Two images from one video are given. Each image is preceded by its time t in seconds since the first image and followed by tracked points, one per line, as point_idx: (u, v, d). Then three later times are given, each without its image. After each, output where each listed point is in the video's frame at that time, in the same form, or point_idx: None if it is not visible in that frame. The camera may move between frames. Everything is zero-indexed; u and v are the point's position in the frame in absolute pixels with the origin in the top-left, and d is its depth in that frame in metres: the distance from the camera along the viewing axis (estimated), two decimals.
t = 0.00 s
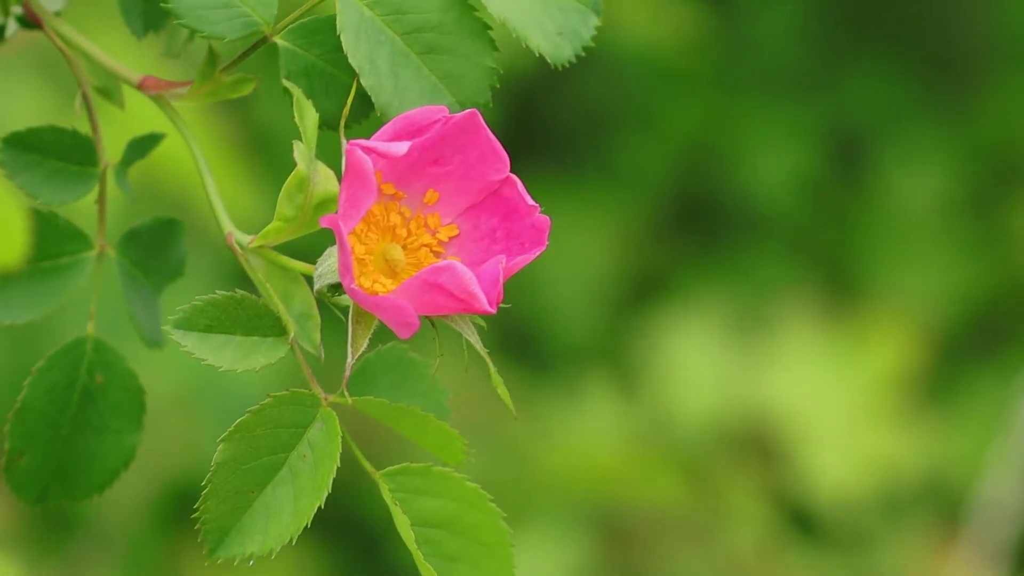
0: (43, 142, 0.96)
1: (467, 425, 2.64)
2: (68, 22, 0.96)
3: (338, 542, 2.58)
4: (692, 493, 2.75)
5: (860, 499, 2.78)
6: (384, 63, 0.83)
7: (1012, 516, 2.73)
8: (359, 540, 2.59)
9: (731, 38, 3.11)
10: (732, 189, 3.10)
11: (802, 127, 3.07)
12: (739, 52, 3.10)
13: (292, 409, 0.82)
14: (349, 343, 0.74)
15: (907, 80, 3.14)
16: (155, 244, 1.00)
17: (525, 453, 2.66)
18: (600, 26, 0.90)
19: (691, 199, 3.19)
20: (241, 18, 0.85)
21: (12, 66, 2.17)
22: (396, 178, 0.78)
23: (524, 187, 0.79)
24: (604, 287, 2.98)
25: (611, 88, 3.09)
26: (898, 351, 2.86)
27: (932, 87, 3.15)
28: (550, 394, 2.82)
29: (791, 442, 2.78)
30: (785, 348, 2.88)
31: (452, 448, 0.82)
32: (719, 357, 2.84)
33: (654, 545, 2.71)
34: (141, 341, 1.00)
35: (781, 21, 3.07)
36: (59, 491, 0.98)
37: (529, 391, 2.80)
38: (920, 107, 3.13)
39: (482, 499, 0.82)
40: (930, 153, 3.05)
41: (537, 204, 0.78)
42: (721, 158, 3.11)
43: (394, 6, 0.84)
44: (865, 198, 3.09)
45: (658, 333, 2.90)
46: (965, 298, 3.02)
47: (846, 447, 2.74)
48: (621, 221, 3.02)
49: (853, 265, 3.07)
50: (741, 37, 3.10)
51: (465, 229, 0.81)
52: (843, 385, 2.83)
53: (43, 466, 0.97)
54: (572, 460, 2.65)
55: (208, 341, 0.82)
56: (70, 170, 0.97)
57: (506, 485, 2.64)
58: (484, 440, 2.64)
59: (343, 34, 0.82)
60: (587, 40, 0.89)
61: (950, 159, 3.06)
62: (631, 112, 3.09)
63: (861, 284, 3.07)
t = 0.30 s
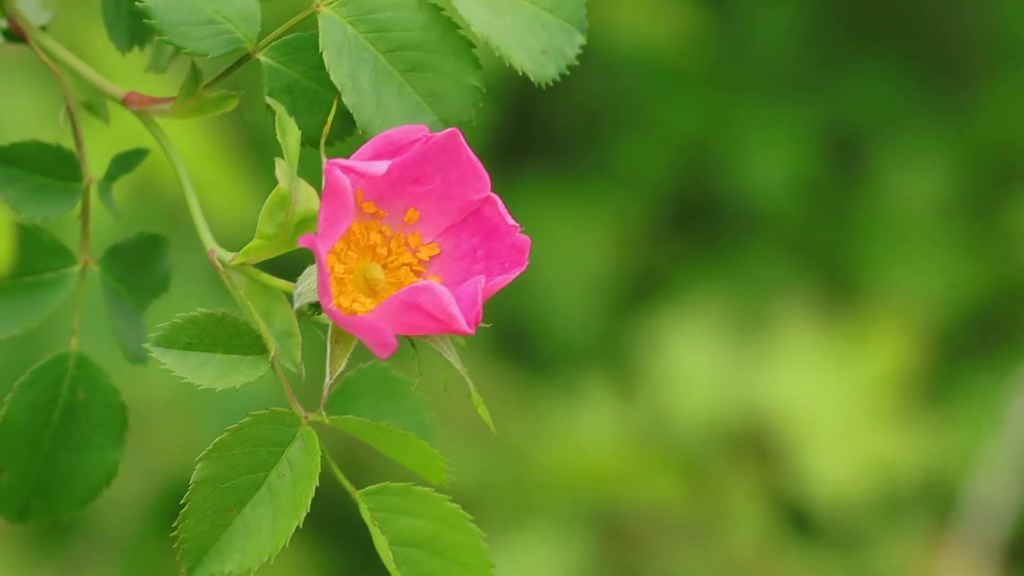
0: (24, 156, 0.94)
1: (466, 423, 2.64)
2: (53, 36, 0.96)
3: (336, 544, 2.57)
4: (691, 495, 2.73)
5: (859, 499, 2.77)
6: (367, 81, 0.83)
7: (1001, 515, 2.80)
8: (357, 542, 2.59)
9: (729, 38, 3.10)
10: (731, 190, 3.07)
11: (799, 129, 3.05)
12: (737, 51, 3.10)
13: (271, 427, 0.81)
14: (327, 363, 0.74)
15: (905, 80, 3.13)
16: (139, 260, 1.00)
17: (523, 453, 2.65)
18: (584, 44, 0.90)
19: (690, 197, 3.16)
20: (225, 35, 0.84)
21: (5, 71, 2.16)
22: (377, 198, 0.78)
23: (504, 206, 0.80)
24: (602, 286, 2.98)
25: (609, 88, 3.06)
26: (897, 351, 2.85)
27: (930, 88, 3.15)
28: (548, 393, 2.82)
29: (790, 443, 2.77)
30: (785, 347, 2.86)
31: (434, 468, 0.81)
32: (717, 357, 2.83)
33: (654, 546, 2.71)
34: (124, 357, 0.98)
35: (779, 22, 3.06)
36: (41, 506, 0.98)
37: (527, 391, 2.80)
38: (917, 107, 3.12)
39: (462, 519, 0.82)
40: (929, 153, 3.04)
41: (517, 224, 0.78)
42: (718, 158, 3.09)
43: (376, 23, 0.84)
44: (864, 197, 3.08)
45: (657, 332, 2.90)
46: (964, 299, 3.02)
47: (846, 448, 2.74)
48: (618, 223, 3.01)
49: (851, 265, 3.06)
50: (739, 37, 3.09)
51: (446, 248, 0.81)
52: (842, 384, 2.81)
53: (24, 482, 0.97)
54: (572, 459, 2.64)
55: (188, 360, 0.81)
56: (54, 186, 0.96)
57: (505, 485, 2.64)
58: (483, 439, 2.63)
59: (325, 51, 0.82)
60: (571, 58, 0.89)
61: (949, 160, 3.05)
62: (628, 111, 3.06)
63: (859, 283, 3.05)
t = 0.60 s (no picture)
0: (7, 170, 0.94)
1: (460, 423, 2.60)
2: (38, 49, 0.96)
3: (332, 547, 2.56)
4: (689, 496, 2.74)
5: (857, 499, 2.75)
6: (350, 101, 0.83)
7: (993, 515, 2.81)
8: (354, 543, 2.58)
9: (729, 38, 3.10)
10: (729, 194, 3.09)
11: (798, 130, 3.06)
12: (737, 51, 3.10)
13: (250, 447, 0.81)
14: (306, 385, 0.74)
15: (903, 80, 3.13)
16: (123, 275, 1.01)
17: (522, 453, 2.64)
18: (570, 66, 0.90)
19: (689, 197, 3.16)
20: (208, 53, 0.84)
21: None
22: (358, 219, 0.78)
23: (485, 230, 0.79)
24: (602, 287, 2.99)
25: (608, 87, 3.05)
26: (895, 351, 2.84)
27: (927, 88, 3.14)
28: (547, 393, 2.82)
29: (788, 443, 2.76)
30: (784, 347, 2.85)
31: (413, 488, 0.81)
32: (715, 357, 2.83)
33: (653, 546, 2.70)
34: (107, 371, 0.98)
35: (777, 23, 3.06)
36: (22, 521, 0.98)
37: (526, 391, 2.79)
38: (915, 106, 3.12)
39: (441, 542, 0.81)
40: (927, 153, 3.05)
41: (498, 247, 0.78)
42: (718, 158, 3.09)
43: (360, 43, 0.84)
44: (863, 198, 3.08)
45: (656, 331, 2.90)
46: (963, 299, 3.02)
47: (844, 448, 2.73)
48: (616, 225, 3.00)
49: (851, 265, 3.06)
50: (739, 36, 3.09)
51: (427, 270, 0.81)
52: (841, 383, 2.80)
53: (7, 496, 0.97)
54: (571, 459, 2.65)
55: (168, 379, 0.81)
56: (37, 201, 0.96)
57: (504, 485, 2.63)
58: (482, 438, 2.62)
59: (308, 71, 0.82)
60: (555, 79, 0.89)
61: (948, 160, 3.06)
62: (628, 111, 3.06)
63: (857, 282, 3.06)
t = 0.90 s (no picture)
0: None
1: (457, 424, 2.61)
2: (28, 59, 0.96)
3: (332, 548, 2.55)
4: (688, 497, 2.74)
5: (855, 499, 2.75)
6: (338, 112, 0.83)
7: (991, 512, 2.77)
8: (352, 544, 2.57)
9: (728, 38, 3.11)
10: (728, 194, 3.09)
11: (797, 129, 3.07)
12: (736, 51, 3.10)
13: (238, 458, 0.81)
14: (292, 397, 0.74)
15: (902, 80, 3.13)
16: (114, 283, 1.02)
17: (520, 453, 2.64)
18: (559, 78, 0.90)
19: (688, 197, 3.15)
20: (197, 64, 0.84)
21: None
22: (345, 231, 0.79)
23: (472, 243, 0.80)
24: (601, 288, 2.98)
25: (606, 88, 3.06)
26: (891, 351, 2.83)
27: (925, 89, 3.14)
28: (546, 394, 2.82)
29: (787, 443, 2.75)
30: (782, 347, 2.84)
31: (400, 499, 0.81)
32: (713, 357, 2.82)
33: (653, 546, 2.70)
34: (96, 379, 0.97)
35: (775, 23, 3.07)
36: (12, 530, 0.98)
37: (525, 391, 2.78)
38: (913, 106, 3.11)
39: (428, 553, 0.81)
40: (924, 153, 3.04)
41: (484, 260, 0.78)
42: (717, 158, 3.09)
43: (349, 54, 0.84)
44: (861, 198, 3.08)
45: (653, 329, 2.89)
46: (963, 298, 3.01)
47: (842, 448, 2.71)
48: (615, 225, 3.00)
49: (850, 264, 3.05)
50: (738, 36, 3.10)
51: (414, 282, 0.81)
52: (837, 382, 2.79)
53: None
54: (572, 459, 2.65)
55: (155, 390, 0.81)
56: (27, 210, 0.96)
57: (503, 485, 2.63)
58: (481, 438, 2.62)
59: (296, 82, 0.82)
60: (545, 92, 0.89)
61: (947, 161, 3.05)
62: (627, 112, 3.06)
63: (858, 282, 3.05)
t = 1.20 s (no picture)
0: None
1: (457, 416, 2.56)
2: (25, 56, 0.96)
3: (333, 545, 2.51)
4: (686, 491, 2.72)
5: (853, 496, 2.74)
6: (334, 112, 0.83)
7: (981, 504, 2.76)
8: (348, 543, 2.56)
9: (727, 35, 3.10)
10: (725, 192, 3.10)
11: (795, 126, 3.07)
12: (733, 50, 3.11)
13: (234, 458, 0.81)
14: (288, 396, 0.74)
15: (900, 77, 3.13)
16: (111, 280, 1.02)
17: (517, 449, 2.63)
18: (556, 76, 0.90)
19: (687, 194, 3.16)
20: (192, 63, 0.84)
21: None
22: (342, 231, 0.79)
23: (468, 243, 0.80)
24: (597, 286, 3.01)
25: (605, 84, 3.06)
26: (892, 349, 2.84)
27: (923, 88, 3.15)
28: (543, 391, 2.81)
29: (789, 442, 2.76)
30: (781, 344, 2.85)
31: (396, 497, 0.81)
32: (711, 354, 2.83)
33: (651, 541, 2.68)
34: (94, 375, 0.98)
35: (775, 18, 3.05)
36: (9, 527, 0.99)
37: (522, 388, 2.77)
38: (911, 103, 3.12)
39: (425, 552, 0.81)
40: (920, 149, 3.04)
41: (481, 260, 0.79)
42: (715, 155, 3.10)
43: (345, 54, 0.85)
44: (859, 196, 3.08)
45: (652, 327, 2.89)
46: (961, 296, 3.02)
47: (842, 445, 2.72)
48: (614, 223, 3.01)
49: (847, 262, 3.07)
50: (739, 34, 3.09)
51: (410, 282, 0.81)
52: (837, 379, 2.80)
53: None
54: (571, 454, 2.63)
55: (151, 388, 0.81)
56: (24, 207, 0.96)
57: (502, 481, 2.61)
58: (478, 433, 2.59)
59: (292, 81, 0.82)
60: (542, 90, 0.89)
61: (947, 160, 3.04)
62: (626, 109, 3.07)
63: (855, 281, 3.07)
